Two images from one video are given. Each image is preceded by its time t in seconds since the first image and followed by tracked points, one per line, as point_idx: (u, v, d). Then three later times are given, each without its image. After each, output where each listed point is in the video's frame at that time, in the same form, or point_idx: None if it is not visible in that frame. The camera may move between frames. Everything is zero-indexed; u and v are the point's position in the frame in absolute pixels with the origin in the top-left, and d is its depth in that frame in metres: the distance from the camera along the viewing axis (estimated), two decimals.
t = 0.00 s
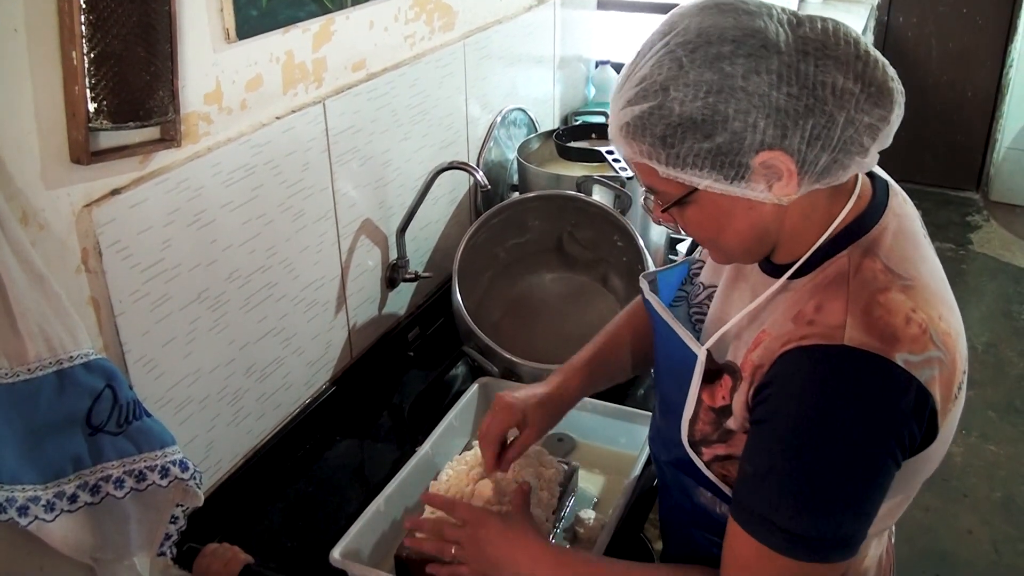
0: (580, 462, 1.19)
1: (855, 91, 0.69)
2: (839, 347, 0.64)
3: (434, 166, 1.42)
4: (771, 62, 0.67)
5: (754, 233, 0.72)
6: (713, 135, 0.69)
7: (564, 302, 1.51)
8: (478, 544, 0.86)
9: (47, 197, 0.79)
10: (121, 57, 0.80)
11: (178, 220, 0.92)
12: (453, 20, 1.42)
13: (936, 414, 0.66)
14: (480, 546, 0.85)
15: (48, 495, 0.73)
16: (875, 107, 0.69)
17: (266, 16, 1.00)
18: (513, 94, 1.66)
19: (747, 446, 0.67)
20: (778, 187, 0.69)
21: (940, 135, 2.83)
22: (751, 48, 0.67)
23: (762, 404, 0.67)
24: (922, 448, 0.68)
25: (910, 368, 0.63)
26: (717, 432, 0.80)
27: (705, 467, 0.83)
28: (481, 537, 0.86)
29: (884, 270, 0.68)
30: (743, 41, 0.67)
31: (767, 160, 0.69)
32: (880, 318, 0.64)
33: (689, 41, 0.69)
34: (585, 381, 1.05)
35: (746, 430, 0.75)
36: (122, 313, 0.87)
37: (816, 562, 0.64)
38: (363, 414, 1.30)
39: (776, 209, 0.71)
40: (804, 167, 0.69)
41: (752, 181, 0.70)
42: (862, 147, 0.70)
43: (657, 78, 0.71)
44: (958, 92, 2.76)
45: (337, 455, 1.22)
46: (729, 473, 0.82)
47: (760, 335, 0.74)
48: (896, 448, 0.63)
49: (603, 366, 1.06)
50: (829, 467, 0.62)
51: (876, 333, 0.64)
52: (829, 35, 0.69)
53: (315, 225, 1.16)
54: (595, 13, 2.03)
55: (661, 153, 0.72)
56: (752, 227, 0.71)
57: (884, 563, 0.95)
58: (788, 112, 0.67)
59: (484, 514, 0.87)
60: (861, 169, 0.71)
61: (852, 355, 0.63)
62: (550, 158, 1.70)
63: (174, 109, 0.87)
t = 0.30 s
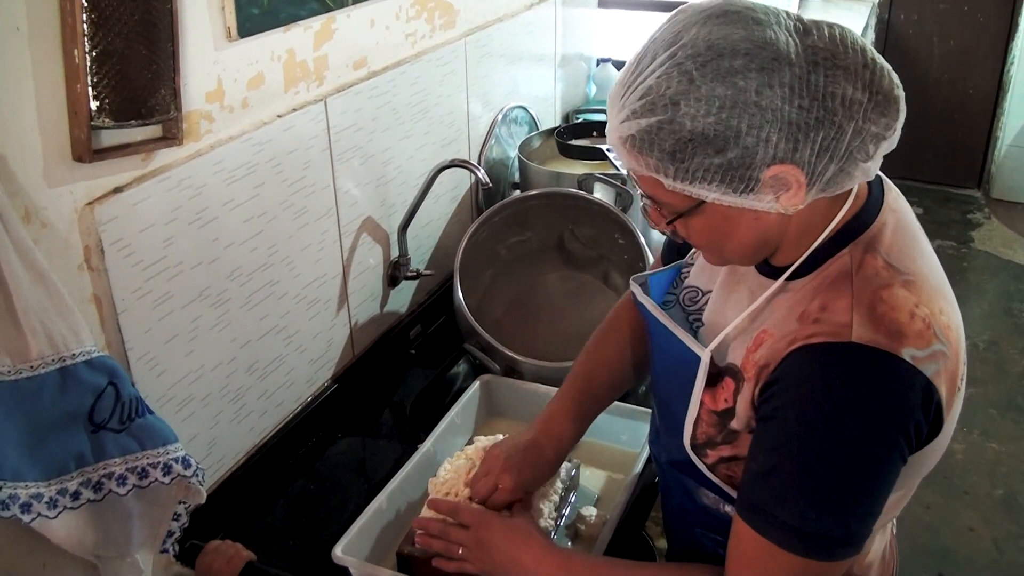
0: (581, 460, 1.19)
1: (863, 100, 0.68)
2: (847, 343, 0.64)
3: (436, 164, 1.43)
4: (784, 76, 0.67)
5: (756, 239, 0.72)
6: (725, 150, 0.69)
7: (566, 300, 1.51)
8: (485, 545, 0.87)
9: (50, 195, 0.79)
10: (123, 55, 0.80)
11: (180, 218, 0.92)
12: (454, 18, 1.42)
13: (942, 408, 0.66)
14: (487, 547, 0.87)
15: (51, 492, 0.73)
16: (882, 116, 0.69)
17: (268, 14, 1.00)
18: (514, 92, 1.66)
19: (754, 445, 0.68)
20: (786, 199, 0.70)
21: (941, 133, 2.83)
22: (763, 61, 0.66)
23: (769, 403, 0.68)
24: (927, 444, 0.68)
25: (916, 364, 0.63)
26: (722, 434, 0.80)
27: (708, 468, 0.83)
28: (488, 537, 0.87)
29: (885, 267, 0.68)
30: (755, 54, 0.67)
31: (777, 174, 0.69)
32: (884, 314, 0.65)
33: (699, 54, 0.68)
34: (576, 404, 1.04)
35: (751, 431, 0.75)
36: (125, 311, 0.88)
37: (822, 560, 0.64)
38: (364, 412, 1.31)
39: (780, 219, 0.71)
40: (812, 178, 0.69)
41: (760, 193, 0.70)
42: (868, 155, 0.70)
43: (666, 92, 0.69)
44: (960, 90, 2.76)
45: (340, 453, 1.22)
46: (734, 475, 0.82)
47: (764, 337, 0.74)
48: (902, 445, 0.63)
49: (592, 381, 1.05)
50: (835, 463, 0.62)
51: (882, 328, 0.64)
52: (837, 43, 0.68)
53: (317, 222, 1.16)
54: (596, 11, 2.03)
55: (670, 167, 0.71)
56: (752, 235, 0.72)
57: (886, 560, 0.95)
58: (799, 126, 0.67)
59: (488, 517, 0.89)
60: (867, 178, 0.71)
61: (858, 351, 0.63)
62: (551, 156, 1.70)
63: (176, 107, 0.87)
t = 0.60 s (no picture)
0: (584, 457, 1.19)
1: (880, 112, 0.68)
2: (861, 336, 0.64)
3: (438, 161, 1.42)
4: (801, 88, 0.66)
5: (768, 244, 0.73)
6: (740, 163, 0.69)
7: (569, 298, 1.51)
8: (487, 535, 0.87)
9: (52, 191, 0.79)
10: (125, 51, 0.80)
11: (183, 215, 0.92)
12: (457, 15, 1.42)
13: (950, 407, 0.66)
14: (488, 536, 0.87)
15: (54, 488, 0.73)
16: (897, 127, 0.69)
17: (270, 10, 1.00)
18: (517, 89, 1.66)
19: (760, 435, 0.68)
20: (798, 209, 0.70)
21: (944, 131, 2.82)
22: (781, 74, 0.66)
23: (778, 393, 0.68)
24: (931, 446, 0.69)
25: (930, 362, 0.63)
26: (727, 431, 0.80)
27: (711, 466, 0.82)
28: (489, 527, 0.87)
29: (901, 265, 0.68)
30: (773, 66, 0.66)
31: (790, 186, 0.69)
32: (899, 311, 0.65)
33: (715, 65, 0.68)
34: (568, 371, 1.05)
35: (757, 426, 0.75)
36: (127, 307, 0.88)
37: (824, 554, 0.64)
38: (367, 409, 1.31)
39: (790, 226, 0.72)
40: (825, 190, 0.69)
41: (773, 204, 0.70)
42: (882, 166, 0.70)
43: (681, 103, 0.69)
44: (963, 87, 2.75)
45: (342, 450, 1.22)
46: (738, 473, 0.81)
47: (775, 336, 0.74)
48: (909, 442, 0.63)
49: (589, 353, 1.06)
50: (841, 456, 0.62)
51: (897, 324, 0.64)
52: (855, 53, 0.68)
53: (320, 219, 1.16)
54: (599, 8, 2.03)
55: (683, 179, 0.71)
56: (763, 241, 0.73)
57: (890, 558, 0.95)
58: (815, 138, 0.67)
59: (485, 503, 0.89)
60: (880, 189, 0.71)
61: (873, 345, 0.63)
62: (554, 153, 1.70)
63: (179, 103, 0.87)
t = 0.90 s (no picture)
0: (586, 454, 1.19)
1: (883, 106, 0.68)
2: (870, 314, 0.64)
3: (440, 158, 1.42)
4: (808, 81, 0.66)
5: (770, 237, 0.73)
6: (746, 154, 0.68)
7: (571, 294, 1.51)
8: (490, 534, 0.87)
9: (54, 189, 0.79)
10: (127, 49, 0.80)
11: (185, 213, 0.92)
12: (459, 12, 1.41)
13: (956, 385, 0.66)
14: (492, 533, 0.87)
15: (56, 486, 0.73)
16: (900, 120, 0.69)
17: (272, 8, 1.00)
18: (519, 87, 1.66)
19: (767, 414, 0.68)
20: (801, 200, 0.70)
21: (947, 128, 2.81)
22: (788, 66, 0.66)
23: (786, 372, 0.67)
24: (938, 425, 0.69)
25: (938, 341, 0.63)
26: (734, 417, 0.80)
27: (716, 453, 0.82)
28: (491, 525, 0.87)
29: (906, 247, 0.69)
30: (781, 59, 0.66)
31: (795, 177, 0.69)
32: (906, 291, 0.65)
33: (724, 56, 0.67)
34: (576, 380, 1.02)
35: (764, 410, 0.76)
36: (129, 305, 0.88)
37: (831, 531, 0.64)
38: (369, 407, 1.31)
39: (793, 218, 0.72)
40: (828, 181, 0.69)
41: (777, 194, 0.70)
42: (884, 159, 0.70)
43: (689, 94, 0.69)
44: (966, 84, 2.75)
45: (344, 447, 1.22)
46: (744, 461, 0.81)
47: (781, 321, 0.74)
48: (918, 420, 0.63)
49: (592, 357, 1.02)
50: (850, 433, 0.62)
51: (906, 304, 0.64)
52: (860, 46, 0.67)
53: (322, 217, 1.16)
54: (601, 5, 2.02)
55: (689, 168, 0.71)
56: (767, 232, 0.73)
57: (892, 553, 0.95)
58: (820, 131, 0.67)
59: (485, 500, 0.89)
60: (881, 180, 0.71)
61: (882, 323, 0.63)
62: (556, 150, 1.69)
63: (181, 101, 0.87)
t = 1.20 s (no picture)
0: (588, 452, 1.19)
1: (883, 89, 0.68)
2: (882, 294, 0.65)
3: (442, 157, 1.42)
4: (811, 63, 0.66)
5: (769, 223, 0.73)
6: (750, 137, 0.68)
7: (572, 291, 1.51)
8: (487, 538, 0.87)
9: (55, 188, 0.79)
10: (129, 48, 0.80)
11: (187, 211, 0.92)
12: (460, 10, 1.41)
13: (963, 363, 0.67)
14: (489, 537, 0.87)
15: (58, 485, 0.73)
16: (898, 104, 0.69)
17: (273, 7, 1.00)
18: (521, 84, 1.66)
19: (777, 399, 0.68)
20: (803, 183, 0.69)
21: (948, 126, 2.85)
22: (792, 49, 0.66)
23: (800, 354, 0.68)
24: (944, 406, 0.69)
25: (946, 318, 0.64)
26: (740, 404, 0.80)
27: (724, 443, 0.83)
28: (489, 531, 0.87)
29: (907, 229, 0.69)
30: (785, 42, 0.66)
31: (798, 161, 0.69)
32: (914, 271, 0.66)
33: (727, 41, 0.67)
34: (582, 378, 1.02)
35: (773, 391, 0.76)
36: (131, 304, 0.88)
37: (845, 511, 0.65)
38: (371, 404, 1.31)
39: (793, 201, 0.72)
40: (831, 165, 0.69)
41: (780, 177, 0.70)
42: (884, 142, 0.70)
43: (694, 79, 0.68)
44: (968, 80, 2.80)
45: (346, 445, 1.22)
46: (751, 447, 0.82)
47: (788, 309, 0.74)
48: (930, 396, 0.63)
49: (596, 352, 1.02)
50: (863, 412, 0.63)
51: (915, 284, 0.65)
52: (859, 30, 0.68)
53: (324, 215, 1.16)
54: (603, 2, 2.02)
55: (693, 153, 0.71)
56: (767, 217, 0.73)
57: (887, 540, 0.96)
58: (823, 113, 0.67)
59: (479, 504, 0.88)
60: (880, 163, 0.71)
61: (893, 303, 0.64)
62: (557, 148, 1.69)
63: (182, 100, 0.87)
